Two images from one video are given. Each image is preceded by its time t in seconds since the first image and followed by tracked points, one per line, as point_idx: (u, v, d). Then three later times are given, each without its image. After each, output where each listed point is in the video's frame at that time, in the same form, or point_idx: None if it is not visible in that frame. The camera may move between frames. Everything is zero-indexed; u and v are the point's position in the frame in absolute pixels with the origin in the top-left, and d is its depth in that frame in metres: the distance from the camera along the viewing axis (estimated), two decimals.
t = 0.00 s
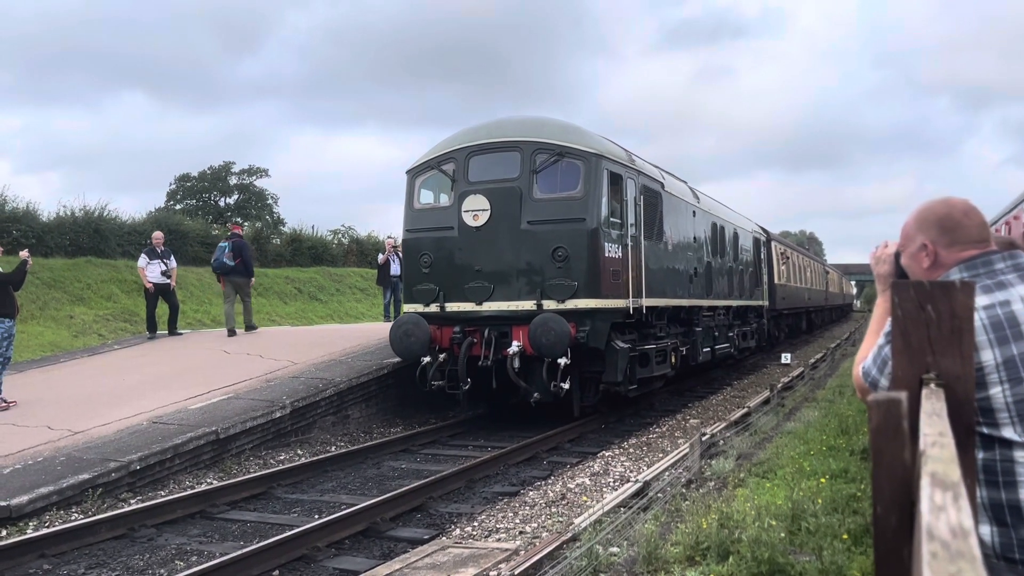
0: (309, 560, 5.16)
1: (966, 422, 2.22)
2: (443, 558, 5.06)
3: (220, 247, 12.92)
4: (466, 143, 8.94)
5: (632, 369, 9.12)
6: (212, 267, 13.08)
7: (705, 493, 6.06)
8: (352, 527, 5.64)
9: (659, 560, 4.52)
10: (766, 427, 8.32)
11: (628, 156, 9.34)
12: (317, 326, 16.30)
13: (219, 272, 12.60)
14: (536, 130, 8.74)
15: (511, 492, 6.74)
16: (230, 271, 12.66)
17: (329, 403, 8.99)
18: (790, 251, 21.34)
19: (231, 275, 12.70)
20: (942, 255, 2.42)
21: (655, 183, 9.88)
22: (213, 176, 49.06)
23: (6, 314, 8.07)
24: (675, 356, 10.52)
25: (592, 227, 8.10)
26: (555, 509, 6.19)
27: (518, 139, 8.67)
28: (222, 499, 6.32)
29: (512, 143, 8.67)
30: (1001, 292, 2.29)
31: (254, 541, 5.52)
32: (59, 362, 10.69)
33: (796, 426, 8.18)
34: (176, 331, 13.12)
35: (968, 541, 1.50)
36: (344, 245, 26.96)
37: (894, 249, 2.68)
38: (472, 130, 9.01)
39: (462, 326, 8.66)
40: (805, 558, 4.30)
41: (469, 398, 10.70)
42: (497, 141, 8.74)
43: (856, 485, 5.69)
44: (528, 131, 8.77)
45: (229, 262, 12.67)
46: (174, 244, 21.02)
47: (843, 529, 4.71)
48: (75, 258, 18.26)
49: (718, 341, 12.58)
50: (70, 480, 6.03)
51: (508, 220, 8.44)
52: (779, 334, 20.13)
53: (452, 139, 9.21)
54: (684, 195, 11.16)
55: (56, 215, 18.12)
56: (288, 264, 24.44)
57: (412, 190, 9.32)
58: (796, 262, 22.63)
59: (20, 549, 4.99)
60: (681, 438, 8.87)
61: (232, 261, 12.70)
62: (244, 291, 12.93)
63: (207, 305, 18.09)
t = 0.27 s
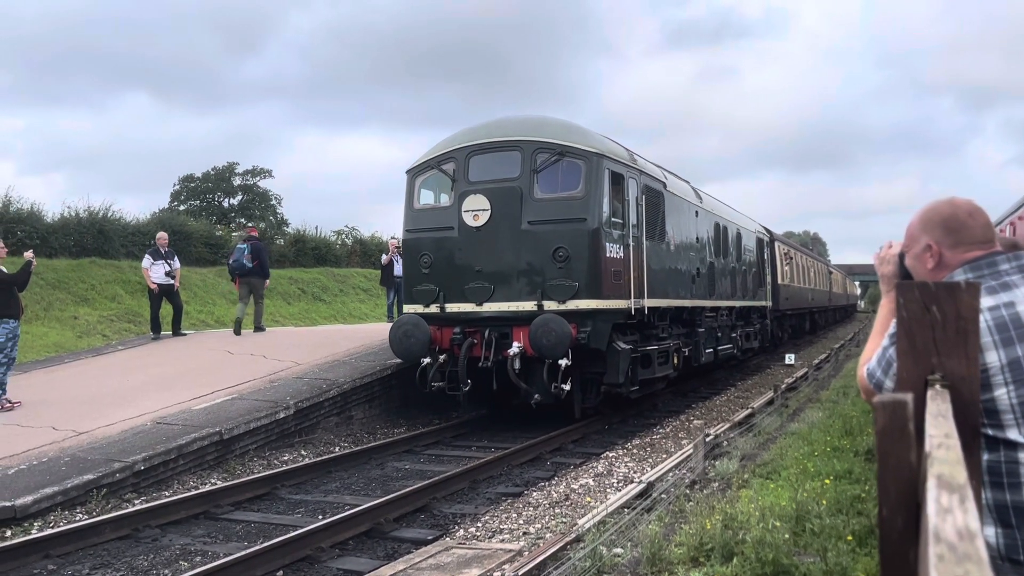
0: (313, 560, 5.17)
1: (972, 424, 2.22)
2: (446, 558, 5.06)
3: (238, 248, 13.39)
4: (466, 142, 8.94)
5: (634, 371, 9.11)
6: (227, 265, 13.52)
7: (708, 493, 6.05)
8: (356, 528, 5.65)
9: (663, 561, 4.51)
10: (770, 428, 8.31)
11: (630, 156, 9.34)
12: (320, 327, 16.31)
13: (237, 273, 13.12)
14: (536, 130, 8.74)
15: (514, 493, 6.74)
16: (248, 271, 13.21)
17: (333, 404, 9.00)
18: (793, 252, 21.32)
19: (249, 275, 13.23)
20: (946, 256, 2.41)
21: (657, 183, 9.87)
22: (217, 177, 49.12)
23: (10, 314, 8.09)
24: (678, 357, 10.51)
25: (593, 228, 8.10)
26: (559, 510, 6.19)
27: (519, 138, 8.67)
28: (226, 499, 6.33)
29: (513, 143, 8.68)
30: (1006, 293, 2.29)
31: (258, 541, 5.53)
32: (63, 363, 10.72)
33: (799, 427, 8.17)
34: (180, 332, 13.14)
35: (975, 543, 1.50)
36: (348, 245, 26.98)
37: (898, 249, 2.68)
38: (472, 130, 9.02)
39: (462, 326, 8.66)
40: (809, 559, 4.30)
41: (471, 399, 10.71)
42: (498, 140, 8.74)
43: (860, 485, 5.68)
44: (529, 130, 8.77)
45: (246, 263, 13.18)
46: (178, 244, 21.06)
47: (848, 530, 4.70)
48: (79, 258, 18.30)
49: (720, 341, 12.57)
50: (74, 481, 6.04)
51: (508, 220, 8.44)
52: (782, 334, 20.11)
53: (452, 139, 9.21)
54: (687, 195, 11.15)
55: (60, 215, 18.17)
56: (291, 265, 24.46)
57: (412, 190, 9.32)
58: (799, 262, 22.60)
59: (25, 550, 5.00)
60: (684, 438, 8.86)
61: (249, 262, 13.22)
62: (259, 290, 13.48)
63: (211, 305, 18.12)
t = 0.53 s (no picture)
0: (316, 560, 5.18)
1: (976, 424, 2.23)
2: (450, 559, 5.07)
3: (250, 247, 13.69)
4: (466, 142, 8.95)
5: (636, 372, 9.11)
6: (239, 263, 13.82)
7: (711, 494, 6.06)
8: (359, 528, 5.65)
9: (666, 561, 4.52)
10: (773, 429, 8.31)
11: (631, 156, 9.35)
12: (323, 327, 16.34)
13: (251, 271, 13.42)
14: (536, 130, 8.75)
15: (517, 493, 6.75)
16: (260, 270, 13.53)
17: (336, 404, 9.01)
18: (796, 253, 21.30)
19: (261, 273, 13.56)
20: (950, 256, 2.41)
21: (658, 183, 9.88)
22: (220, 178, 49.18)
23: (15, 315, 8.11)
24: (679, 358, 10.52)
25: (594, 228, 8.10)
26: (562, 510, 6.20)
27: (519, 138, 8.68)
28: (230, 499, 6.35)
29: (513, 143, 8.69)
30: (1010, 294, 2.30)
31: (262, 541, 5.54)
32: (67, 363, 10.74)
33: (802, 428, 8.17)
34: (184, 332, 13.17)
35: (980, 542, 1.51)
36: (351, 246, 27.01)
37: (901, 250, 2.68)
38: (471, 130, 9.03)
39: (462, 327, 8.67)
40: (813, 560, 4.31)
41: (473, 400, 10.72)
42: (498, 140, 8.76)
43: (863, 486, 5.68)
44: (529, 130, 8.78)
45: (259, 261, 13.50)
46: (181, 245, 21.11)
47: (851, 531, 4.70)
48: (83, 259, 18.34)
49: (723, 342, 12.57)
50: (79, 481, 6.06)
51: (509, 220, 8.45)
52: (785, 335, 20.12)
53: (452, 139, 9.23)
54: (689, 196, 11.16)
55: (64, 216, 18.21)
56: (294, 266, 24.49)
57: (412, 190, 9.33)
58: (802, 263, 22.59)
59: (29, 549, 5.02)
60: (687, 439, 8.87)
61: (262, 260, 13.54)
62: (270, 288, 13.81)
63: (214, 306, 18.16)
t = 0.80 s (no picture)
0: (320, 562, 5.17)
1: (982, 427, 2.21)
2: (453, 561, 5.05)
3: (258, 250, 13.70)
4: (466, 142, 8.95)
5: (637, 374, 9.09)
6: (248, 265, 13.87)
7: (715, 496, 6.04)
8: (363, 530, 5.65)
9: (670, 564, 4.49)
10: (777, 431, 8.29)
11: (633, 156, 9.33)
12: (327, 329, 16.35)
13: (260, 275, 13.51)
14: (537, 129, 8.74)
15: (521, 495, 6.73)
16: (270, 274, 13.62)
17: (340, 406, 9.01)
18: (800, 254, 21.24)
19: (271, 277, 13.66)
20: (956, 258, 2.39)
21: (660, 183, 9.86)
22: (224, 179, 49.23)
23: (19, 316, 8.11)
24: (682, 359, 10.49)
25: (595, 229, 8.08)
26: (566, 512, 6.19)
27: (519, 138, 8.67)
28: (234, 501, 6.35)
29: (513, 143, 8.68)
30: (1016, 296, 2.28)
31: (266, 543, 5.54)
32: (72, 364, 10.75)
33: (807, 430, 8.14)
34: (188, 334, 13.17)
35: (988, 546, 1.49)
36: (355, 247, 27.03)
37: (907, 251, 2.66)
38: (471, 130, 9.03)
39: (462, 329, 8.66)
40: (818, 562, 4.29)
41: (477, 401, 10.72)
42: (498, 140, 8.75)
43: (869, 489, 5.65)
44: (529, 130, 8.77)
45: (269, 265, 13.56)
46: (185, 247, 21.13)
47: (856, 534, 4.68)
48: (87, 260, 18.37)
49: (726, 344, 12.55)
50: (82, 482, 6.06)
51: (510, 221, 8.44)
52: (789, 337, 20.09)
53: (451, 139, 9.22)
54: (692, 196, 11.13)
55: (69, 217, 18.24)
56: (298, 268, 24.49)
57: (412, 191, 9.33)
58: (807, 264, 22.53)
59: (33, 550, 5.01)
60: (691, 441, 8.84)
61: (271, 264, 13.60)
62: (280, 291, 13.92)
63: (218, 307, 18.18)
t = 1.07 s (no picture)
0: (322, 564, 5.17)
1: (987, 430, 2.20)
2: (456, 562, 5.05)
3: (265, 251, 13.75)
4: (465, 142, 8.95)
5: (638, 377, 9.07)
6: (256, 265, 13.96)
7: (718, 498, 6.03)
8: (365, 531, 5.65)
9: (673, 566, 4.48)
10: (780, 433, 8.29)
11: (634, 156, 9.33)
12: (330, 330, 16.35)
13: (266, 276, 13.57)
14: (536, 129, 8.74)
15: (523, 497, 6.73)
16: (276, 275, 13.67)
17: (343, 407, 9.01)
18: (803, 255, 21.22)
19: (277, 277, 13.72)
20: (960, 260, 2.39)
21: (661, 184, 9.86)
22: (227, 181, 49.26)
23: (22, 318, 8.12)
24: (683, 361, 10.49)
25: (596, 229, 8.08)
26: (569, 514, 6.18)
27: (519, 138, 8.68)
28: (237, 502, 6.35)
29: (513, 143, 8.68)
30: (1020, 298, 2.28)
31: (268, 544, 5.54)
32: (75, 365, 10.76)
33: (810, 431, 8.13)
34: (191, 335, 13.19)
35: (992, 550, 1.48)
36: (357, 248, 27.05)
37: (910, 254, 2.65)
38: (470, 131, 9.03)
39: (461, 330, 8.64)
40: (821, 565, 4.28)
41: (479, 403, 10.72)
42: (497, 140, 8.75)
43: (872, 491, 5.65)
44: (528, 129, 8.77)
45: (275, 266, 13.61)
46: (188, 248, 21.15)
47: (859, 536, 4.67)
48: (90, 262, 18.39)
49: (728, 346, 12.55)
50: (85, 483, 6.07)
51: (509, 222, 8.44)
52: (792, 338, 20.08)
53: (450, 139, 9.23)
54: (693, 197, 11.13)
55: (72, 219, 18.27)
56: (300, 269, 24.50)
57: (411, 191, 9.33)
58: (809, 266, 22.51)
59: (36, 551, 5.02)
60: (694, 443, 8.84)
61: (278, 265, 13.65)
62: (287, 291, 13.99)
63: (221, 308, 18.19)
